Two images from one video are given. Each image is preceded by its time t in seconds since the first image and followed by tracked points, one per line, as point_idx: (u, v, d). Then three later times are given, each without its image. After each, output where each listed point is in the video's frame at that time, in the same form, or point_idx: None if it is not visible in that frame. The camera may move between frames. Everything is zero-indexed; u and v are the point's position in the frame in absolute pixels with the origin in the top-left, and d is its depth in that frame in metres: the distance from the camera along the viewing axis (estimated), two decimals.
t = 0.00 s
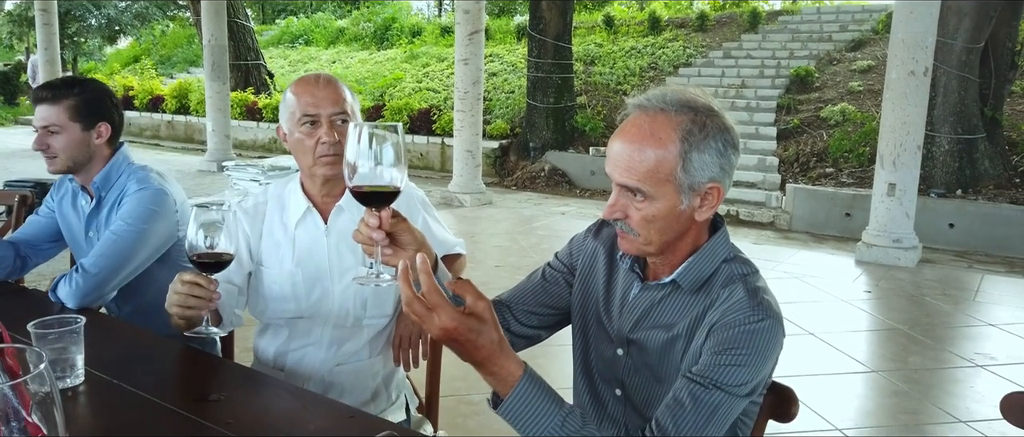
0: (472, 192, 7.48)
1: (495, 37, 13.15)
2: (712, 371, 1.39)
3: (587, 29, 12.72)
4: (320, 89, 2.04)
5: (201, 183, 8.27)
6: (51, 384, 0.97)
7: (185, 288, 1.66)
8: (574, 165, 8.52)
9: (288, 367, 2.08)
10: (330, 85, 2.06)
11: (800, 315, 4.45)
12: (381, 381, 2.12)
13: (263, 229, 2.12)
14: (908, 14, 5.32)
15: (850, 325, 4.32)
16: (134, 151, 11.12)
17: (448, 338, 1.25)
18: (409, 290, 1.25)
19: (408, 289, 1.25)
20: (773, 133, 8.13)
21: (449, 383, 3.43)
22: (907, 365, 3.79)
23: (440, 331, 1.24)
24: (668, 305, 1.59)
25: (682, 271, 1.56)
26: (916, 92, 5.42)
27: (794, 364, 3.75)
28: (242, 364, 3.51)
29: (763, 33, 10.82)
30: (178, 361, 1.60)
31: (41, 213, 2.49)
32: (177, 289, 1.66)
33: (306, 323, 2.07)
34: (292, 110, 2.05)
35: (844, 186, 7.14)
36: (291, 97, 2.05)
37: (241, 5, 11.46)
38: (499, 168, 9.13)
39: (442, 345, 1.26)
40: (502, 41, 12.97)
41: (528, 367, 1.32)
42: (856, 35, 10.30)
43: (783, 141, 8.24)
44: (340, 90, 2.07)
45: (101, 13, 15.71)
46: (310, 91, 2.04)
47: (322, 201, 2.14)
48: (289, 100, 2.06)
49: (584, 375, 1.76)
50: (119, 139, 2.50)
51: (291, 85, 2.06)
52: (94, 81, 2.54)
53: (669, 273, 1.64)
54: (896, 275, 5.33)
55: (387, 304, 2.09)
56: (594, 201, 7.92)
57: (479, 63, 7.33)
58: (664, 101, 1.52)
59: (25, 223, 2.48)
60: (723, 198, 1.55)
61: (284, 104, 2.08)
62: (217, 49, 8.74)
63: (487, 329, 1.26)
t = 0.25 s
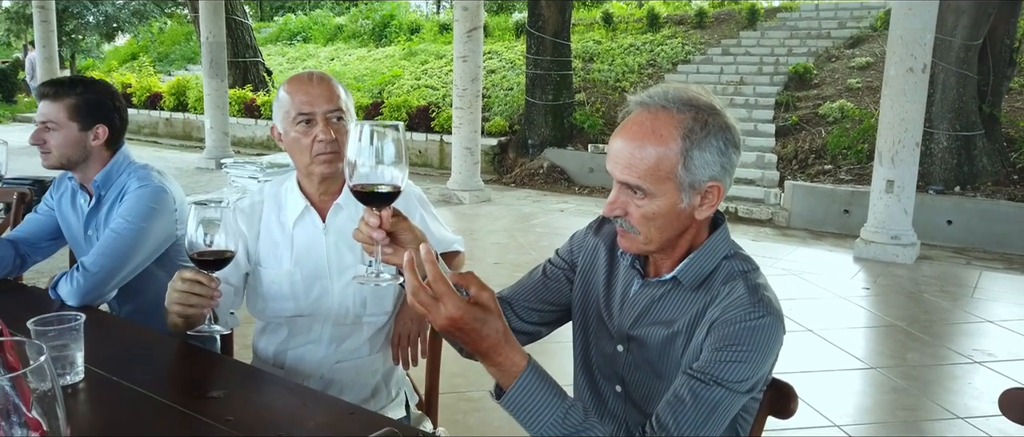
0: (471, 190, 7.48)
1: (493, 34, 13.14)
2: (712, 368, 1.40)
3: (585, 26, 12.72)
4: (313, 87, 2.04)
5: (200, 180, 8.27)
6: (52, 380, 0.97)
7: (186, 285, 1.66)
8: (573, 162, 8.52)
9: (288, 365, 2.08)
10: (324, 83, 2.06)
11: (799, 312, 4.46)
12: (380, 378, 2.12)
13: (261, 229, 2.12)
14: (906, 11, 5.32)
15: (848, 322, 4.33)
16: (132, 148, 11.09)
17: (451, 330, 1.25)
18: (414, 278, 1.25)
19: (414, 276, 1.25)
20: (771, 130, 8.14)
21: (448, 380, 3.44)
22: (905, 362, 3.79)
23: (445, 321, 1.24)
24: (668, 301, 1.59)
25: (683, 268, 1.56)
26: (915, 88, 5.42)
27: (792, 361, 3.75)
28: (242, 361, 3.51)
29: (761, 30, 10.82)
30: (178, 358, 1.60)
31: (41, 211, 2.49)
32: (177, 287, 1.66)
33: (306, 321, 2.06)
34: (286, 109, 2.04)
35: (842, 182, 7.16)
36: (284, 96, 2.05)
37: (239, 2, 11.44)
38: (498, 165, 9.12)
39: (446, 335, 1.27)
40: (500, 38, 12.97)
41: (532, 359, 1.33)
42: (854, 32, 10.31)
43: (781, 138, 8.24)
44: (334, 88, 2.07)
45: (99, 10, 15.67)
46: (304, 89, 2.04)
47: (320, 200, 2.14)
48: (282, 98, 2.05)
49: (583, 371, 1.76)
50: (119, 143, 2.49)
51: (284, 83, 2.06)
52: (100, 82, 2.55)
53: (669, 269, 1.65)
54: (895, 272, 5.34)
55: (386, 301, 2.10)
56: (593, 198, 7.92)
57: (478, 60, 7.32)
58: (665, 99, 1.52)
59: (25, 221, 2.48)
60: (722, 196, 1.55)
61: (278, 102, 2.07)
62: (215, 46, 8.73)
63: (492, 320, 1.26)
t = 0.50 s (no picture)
0: (469, 188, 7.48)
1: (492, 32, 13.13)
2: (710, 366, 1.40)
3: (584, 23, 12.71)
4: (306, 88, 2.04)
5: (198, 178, 8.25)
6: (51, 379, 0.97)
7: (187, 283, 1.66)
8: (571, 161, 8.52)
9: (287, 364, 2.07)
10: (317, 84, 2.06)
11: (797, 310, 4.46)
12: (378, 377, 2.12)
13: (258, 229, 2.12)
14: (905, 9, 5.32)
15: (845, 320, 4.34)
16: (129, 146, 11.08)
17: (457, 318, 1.25)
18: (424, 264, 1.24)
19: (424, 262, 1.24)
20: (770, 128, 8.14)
21: (446, 379, 3.45)
22: (904, 360, 3.80)
23: (452, 310, 1.24)
24: (667, 300, 1.60)
25: (681, 266, 1.56)
26: (913, 87, 5.42)
27: (790, 359, 3.76)
28: (240, 359, 3.51)
29: (760, 28, 10.82)
30: (177, 356, 1.60)
31: (42, 209, 2.49)
32: (178, 285, 1.66)
33: (304, 320, 2.06)
34: (279, 110, 2.04)
35: (841, 181, 7.16)
36: (277, 96, 2.05)
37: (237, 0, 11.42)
38: (496, 163, 9.11)
39: (453, 324, 1.26)
40: (499, 36, 12.96)
41: (535, 350, 1.33)
42: (852, 30, 10.32)
43: (780, 136, 8.25)
44: (328, 87, 2.07)
45: (97, 8, 15.63)
46: (296, 90, 2.04)
47: (316, 200, 2.15)
48: (275, 98, 2.05)
49: (581, 369, 1.76)
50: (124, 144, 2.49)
51: (276, 83, 2.05)
52: (110, 84, 2.57)
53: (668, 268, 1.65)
54: (892, 270, 5.35)
55: (384, 300, 2.10)
56: (592, 196, 7.91)
57: (476, 58, 7.32)
58: (666, 98, 1.52)
59: (25, 219, 2.48)
60: (720, 197, 1.55)
61: (271, 102, 2.07)
62: (213, 44, 8.71)
63: (497, 310, 1.27)
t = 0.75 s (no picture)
0: (468, 186, 7.47)
1: (491, 31, 13.12)
2: (709, 364, 1.40)
3: (583, 22, 12.71)
4: (304, 86, 2.04)
5: (197, 177, 8.25)
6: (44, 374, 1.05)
7: (185, 280, 1.66)
8: (570, 159, 8.52)
9: (286, 362, 2.07)
10: (314, 82, 2.06)
11: (796, 308, 4.47)
12: (378, 375, 2.12)
13: (257, 228, 2.12)
14: (903, 7, 5.33)
15: (844, 318, 4.34)
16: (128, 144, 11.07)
17: (458, 313, 1.25)
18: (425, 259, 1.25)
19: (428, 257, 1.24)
20: (769, 126, 8.15)
21: (446, 377, 3.45)
22: (902, 358, 3.81)
23: (454, 303, 1.24)
24: (667, 297, 1.60)
25: (681, 264, 1.56)
26: (911, 85, 5.43)
27: (789, 357, 3.76)
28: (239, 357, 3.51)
29: (759, 26, 10.82)
30: (176, 354, 1.60)
31: (41, 207, 2.49)
32: (175, 282, 1.66)
33: (303, 319, 2.06)
34: (276, 109, 2.04)
35: (840, 179, 7.17)
36: (274, 95, 2.05)
37: None
38: (495, 161, 9.11)
39: (455, 316, 1.26)
40: (498, 35, 12.96)
41: (535, 345, 1.33)
42: (852, 29, 10.32)
43: (779, 135, 8.25)
44: (325, 86, 2.07)
45: (95, 6, 15.60)
46: (294, 88, 2.03)
47: (315, 199, 2.14)
48: (272, 98, 2.05)
49: (580, 367, 1.76)
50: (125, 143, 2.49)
51: (274, 82, 2.05)
52: (111, 82, 2.57)
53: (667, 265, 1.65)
54: (891, 268, 5.36)
55: (383, 298, 2.10)
56: (590, 195, 7.91)
57: (475, 57, 7.32)
58: (675, 92, 1.53)
59: (26, 218, 2.48)
60: (723, 194, 1.55)
61: (268, 101, 2.07)
62: (212, 42, 8.70)
63: (499, 303, 1.27)
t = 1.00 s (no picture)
0: (469, 185, 7.48)
1: (491, 30, 13.12)
2: (710, 364, 1.40)
3: (583, 21, 12.71)
4: (303, 86, 2.03)
5: (198, 176, 8.26)
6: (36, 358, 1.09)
7: (182, 280, 1.65)
8: (571, 158, 8.52)
9: (286, 360, 2.07)
10: (313, 82, 2.05)
11: (797, 307, 4.47)
12: (378, 374, 2.12)
13: (257, 227, 2.12)
14: (904, 7, 5.33)
15: (844, 317, 4.34)
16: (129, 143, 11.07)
17: (459, 312, 1.26)
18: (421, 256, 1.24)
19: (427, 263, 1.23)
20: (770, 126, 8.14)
21: (446, 376, 3.45)
22: (902, 357, 3.80)
23: (446, 310, 1.25)
24: (668, 296, 1.60)
25: (683, 263, 1.56)
26: (912, 84, 5.42)
27: (789, 356, 3.76)
28: (240, 355, 3.51)
29: (759, 26, 10.80)
30: (176, 353, 1.60)
31: (43, 207, 2.49)
32: (172, 283, 1.65)
33: (304, 318, 2.06)
34: (275, 109, 2.04)
35: (840, 178, 7.17)
36: (273, 96, 2.05)
37: None
38: (496, 160, 9.11)
39: (454, 317, 1.27)
40: (498, 34, 12.96)
41: (534, 343, 1.33)
42: (852, 28, 10.32)
43: (779, 134, 8.25)
44: (324, 86, 2.06)
45: (96, 5, 15.58)
46: (293, 89, 2.03)
47: (314, 199, 2.14)
48: (272, 98, 2.05)
49: (580, 366, 1.77)
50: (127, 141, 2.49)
51: (273, 82, 2.05)
52: (111, 81, 2.57)
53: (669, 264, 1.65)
54: (892, 268, 5.35)
55: (383, 298, 2.10)
56: (591, 194, 7.91)
57: (476, 56, 7.31)
58: (689, 86, 1.53)
59: (28, 217, 2.48)
60: (729, 192, 1.56)
61: (267, 101, 2.07)
62: (212, 42, 8.71)
63: (492, 307, 1.26)
